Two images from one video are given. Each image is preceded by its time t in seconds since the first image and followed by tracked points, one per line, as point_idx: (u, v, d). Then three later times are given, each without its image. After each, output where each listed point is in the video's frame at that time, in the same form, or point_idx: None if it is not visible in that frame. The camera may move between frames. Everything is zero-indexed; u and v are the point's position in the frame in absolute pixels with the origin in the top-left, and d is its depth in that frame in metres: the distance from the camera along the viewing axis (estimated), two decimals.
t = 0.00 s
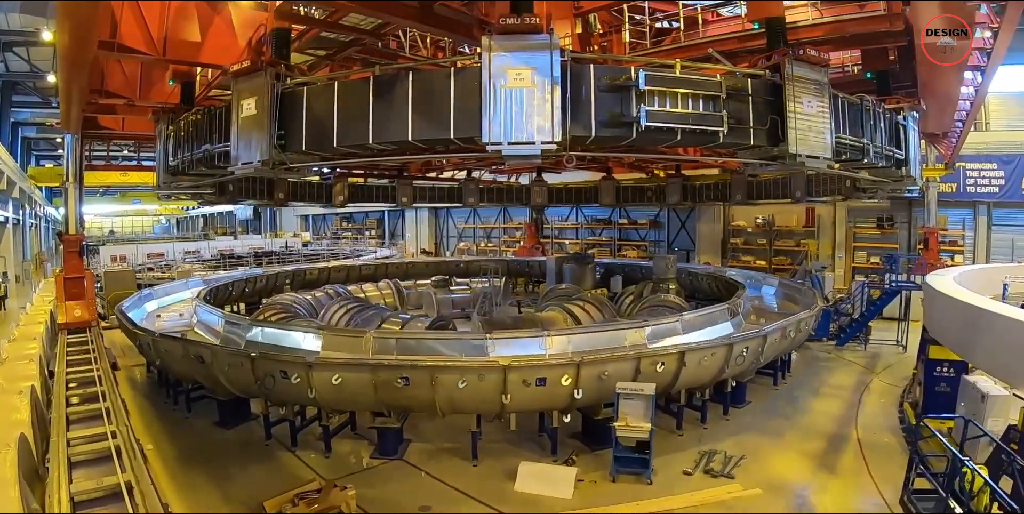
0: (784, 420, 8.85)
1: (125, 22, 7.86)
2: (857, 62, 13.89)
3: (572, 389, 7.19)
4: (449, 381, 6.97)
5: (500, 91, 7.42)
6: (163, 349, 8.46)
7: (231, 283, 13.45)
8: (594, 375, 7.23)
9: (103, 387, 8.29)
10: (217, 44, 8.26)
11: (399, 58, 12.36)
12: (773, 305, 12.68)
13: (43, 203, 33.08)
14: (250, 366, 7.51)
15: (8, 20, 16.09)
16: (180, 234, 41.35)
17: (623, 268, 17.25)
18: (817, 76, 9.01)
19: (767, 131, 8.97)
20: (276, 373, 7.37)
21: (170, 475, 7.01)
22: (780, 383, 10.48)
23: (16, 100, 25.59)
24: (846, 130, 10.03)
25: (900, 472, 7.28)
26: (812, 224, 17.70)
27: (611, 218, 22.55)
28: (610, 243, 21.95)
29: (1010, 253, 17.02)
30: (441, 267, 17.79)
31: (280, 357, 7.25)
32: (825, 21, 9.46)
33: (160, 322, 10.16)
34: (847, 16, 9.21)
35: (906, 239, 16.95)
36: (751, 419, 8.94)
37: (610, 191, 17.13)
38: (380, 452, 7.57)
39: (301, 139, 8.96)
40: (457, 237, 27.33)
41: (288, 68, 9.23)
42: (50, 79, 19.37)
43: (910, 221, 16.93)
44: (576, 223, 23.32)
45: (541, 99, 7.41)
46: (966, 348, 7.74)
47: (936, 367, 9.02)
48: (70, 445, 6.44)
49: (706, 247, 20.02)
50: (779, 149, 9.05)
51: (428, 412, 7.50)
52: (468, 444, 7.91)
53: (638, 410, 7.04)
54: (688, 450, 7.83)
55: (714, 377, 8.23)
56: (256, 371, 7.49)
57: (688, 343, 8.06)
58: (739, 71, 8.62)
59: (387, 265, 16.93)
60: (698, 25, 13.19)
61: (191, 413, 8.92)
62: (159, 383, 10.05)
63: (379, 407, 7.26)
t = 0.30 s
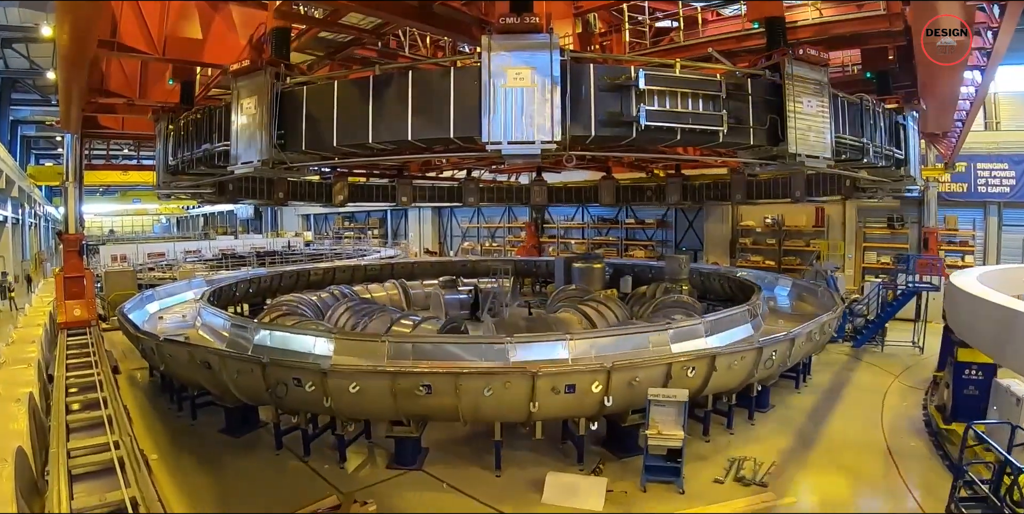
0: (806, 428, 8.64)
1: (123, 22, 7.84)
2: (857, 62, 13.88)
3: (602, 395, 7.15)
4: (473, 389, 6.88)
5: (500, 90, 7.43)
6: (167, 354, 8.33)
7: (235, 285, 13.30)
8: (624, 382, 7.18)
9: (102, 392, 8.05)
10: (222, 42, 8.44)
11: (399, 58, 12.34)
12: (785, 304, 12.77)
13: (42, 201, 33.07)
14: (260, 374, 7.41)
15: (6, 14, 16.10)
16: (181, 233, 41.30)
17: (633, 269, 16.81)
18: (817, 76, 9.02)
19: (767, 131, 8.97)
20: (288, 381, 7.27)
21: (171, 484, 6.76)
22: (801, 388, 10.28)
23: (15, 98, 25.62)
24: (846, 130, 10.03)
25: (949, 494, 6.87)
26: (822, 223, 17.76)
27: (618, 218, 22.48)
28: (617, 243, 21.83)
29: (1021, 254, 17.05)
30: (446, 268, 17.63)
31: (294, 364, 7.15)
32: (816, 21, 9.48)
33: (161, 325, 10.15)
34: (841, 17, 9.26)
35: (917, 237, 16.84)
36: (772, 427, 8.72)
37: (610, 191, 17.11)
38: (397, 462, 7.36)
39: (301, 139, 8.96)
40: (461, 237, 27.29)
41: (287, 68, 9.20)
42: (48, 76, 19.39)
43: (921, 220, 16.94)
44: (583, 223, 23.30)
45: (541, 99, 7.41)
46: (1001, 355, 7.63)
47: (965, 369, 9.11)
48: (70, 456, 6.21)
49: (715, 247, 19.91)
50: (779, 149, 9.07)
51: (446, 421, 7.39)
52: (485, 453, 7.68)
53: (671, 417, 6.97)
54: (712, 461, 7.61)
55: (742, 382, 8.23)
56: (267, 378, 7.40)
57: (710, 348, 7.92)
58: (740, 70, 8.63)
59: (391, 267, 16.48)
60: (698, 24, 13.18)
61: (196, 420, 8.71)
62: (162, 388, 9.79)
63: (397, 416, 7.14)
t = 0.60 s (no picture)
0: (839, 431, 8.26)
1: (122, 20, 7.80)
2: (857, 62, 13.88)
3: (636, 403, 6.63)
4: (501, 398, 6.36)
5: (500, 90, 7.45)
6: (172, 359, 7.88)
7: (240, 285, 13.28)
8: (660, 388, 6.71)
9: (104, 398, 7.50)
10: (223, 44, 8.68)
11: (399, 58, 12.32)
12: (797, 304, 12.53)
13: (42, 202, 33.01)
14: (273, 382, 6.90)
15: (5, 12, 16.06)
16: (183, 234, 41.27)
17: (643, 268, 16.10)
18: (817, 77, 9.05)
19: (767, 131, 8.96)
20: (303, 390, 6.75)
21: (175, 495, 6.28)
22: (824, 389, 10.02)
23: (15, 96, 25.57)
24: (846, 130, 10.03)
25: (993, 507, 6.48)
26: (832, 223, 17.71)
27: (625, 218, 22.33)
28: (624, 242, 21.73)
29: None
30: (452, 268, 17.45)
31: (308, 371, 6.65)
32: (816, 20, 9.46)
33: (163, 326, 10.12)
34: (841, 17, 9.26)
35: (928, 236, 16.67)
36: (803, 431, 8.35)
37: (610, 191, 17.14)
38: (415, 473, 6.77)
39: (301, 139, 8.96)
40: (465, 237, 27.23)
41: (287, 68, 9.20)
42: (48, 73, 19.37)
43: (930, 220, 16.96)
44: (590, 222, 23.19)
45: (540, 98, 7.43)
46: None
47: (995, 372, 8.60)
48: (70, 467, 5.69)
49: (723, 247, 19.79)
50: (779, 148, 9.07)
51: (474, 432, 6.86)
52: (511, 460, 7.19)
53: (706, 425, 6.56)
54: (751, 468, 7.15)
55: (775, 385, 7.80)
56: (280, 387, 6.88)
57: (731, 351, 7.87)
58: (740, 70, 8.64)
59: (398, 266, 16.50)
60: (698, 24, 13.18)
61: (203, 428, 8.13)
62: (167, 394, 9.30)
63: (420, 425, 6.64)
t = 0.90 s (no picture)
0: (876, 440, 7.95)
1: (123, 21, 7.78)
2: (857, 61, 13.77)
3: (670, 411, 6.32)
4: (532, 408, 5.98)
5: (499, 90, 7.46)
6: (176, 365, 7.44)
7: (245, 286, 13.24)
8: (696, 395, 6.39)
9: (106, 407, 7.19)
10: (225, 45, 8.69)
11: (399, 57, 12.28)
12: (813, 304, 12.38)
13: (43, 202, 32.99)
14: (287, 392, 6.44)
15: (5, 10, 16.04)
16: (184, 234, 41.23)
17: (653, 269, 15.98)
18: (817, 77, 9.06)
19: (767, 130, 8.96)
20: (320, 400, 6.31)
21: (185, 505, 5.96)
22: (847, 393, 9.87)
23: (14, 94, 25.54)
24: (846, 130, 10.01)
25: None
26: (843, 223, 17.84)
27: (632, 217, 22.23)
28: (632, 242, 21.62)
29: None
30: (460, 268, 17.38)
31: (326, 380, 6.22)
32: (818, 19, 9.40)
33: (166, 329, 10.00)
34: (840, 17, 9.19)
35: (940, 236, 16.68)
36: (836, 438, 8.06)
37: (610, 191, 17.09)
38: (437, 485, 6.37)
39: (301, 139, 8.95)
40: (470, 237, 27.16)
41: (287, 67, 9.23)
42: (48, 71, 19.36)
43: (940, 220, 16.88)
44: (597, 221, 23.07)
45: (540, 99, 7.44)
46: None
47: None
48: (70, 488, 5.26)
49: (731, 248, 19.69)
50: (779, 148, 9.07)
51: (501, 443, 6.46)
52: (542, 473, 6.74)
53: (740, 432, 6.26)
54: (783, 476, 6.89)
55: (809, 390, 7.50)
56: (294, 397, 6.41)
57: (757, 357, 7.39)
58: (740, 70, 8.63)
59: (405, 267, 16.52)
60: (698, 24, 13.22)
61: (210, 436, 7.63)
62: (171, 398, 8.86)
63: (445, 437, 6.20)
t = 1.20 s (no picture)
0: (909, 449, 7.71)
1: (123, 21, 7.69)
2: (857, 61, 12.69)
3: (708, 419, 6.13)
4: (568, 417, 5.73)
5: (500, 90, 7.40)
6: (184, 373, 7.17)
7: (250, 289, 13.17)
8: (734, 403, 6.20)
9: (109, 413, 6.85)
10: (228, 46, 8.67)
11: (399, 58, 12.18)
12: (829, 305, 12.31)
13: (43, 203, 32.99)
14: (303, 403, 6.10)
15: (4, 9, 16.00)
16: (186, 234, 41.16)
17: (664, 270, 15.87)
18: (817, 76, 9.03)
19: (767, 130, 8.91)
20: (340, 411, 5.98)
21: None
22: (870, 397, 9.76)
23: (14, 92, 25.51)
24: (846, 129, 9.97)
25: None
26: (852, 223, 17.85)
27: (639, 218, 22.17)
28: (639, 243, 21.58)
29: None
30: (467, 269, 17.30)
31: (346, 390, 5.89)
32: (818, 19, 9.34)
33: (168, 334, 9.83)
34: (841, 16, 9.16)
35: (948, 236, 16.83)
36: (863, 447, 7.82)
37: (611, 191, 16.95)
38: (462, 499, 6.05)
39: (301, 140, 8.92)
40: (474, 237, 27.12)
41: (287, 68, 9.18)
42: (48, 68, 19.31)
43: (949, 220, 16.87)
44: (603, 221, 22.99)
45: (541, 98, 7.39)
46: None
47: None
48: (73, 504, 4.90)
49: (740, 249, 19.60)
50: (780, 148, 9.02)
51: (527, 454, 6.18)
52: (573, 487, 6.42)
53: (780, 440, 6.12)
54: (818, 486, 6.66)
55: (841, 394, 7.37)
56: (311, 409, 6.08)
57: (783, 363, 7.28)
58: (740, 71, 8.57)
59: (411, 267, 16.46)
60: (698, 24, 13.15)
61: (218, 447, 7.37)
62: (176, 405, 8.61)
63: (474, 449, 5.90)
